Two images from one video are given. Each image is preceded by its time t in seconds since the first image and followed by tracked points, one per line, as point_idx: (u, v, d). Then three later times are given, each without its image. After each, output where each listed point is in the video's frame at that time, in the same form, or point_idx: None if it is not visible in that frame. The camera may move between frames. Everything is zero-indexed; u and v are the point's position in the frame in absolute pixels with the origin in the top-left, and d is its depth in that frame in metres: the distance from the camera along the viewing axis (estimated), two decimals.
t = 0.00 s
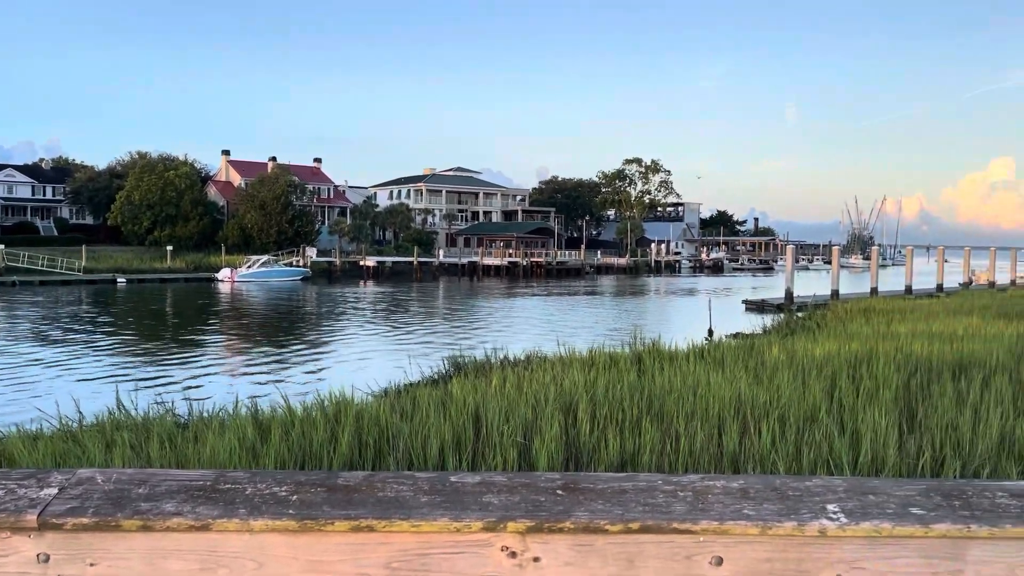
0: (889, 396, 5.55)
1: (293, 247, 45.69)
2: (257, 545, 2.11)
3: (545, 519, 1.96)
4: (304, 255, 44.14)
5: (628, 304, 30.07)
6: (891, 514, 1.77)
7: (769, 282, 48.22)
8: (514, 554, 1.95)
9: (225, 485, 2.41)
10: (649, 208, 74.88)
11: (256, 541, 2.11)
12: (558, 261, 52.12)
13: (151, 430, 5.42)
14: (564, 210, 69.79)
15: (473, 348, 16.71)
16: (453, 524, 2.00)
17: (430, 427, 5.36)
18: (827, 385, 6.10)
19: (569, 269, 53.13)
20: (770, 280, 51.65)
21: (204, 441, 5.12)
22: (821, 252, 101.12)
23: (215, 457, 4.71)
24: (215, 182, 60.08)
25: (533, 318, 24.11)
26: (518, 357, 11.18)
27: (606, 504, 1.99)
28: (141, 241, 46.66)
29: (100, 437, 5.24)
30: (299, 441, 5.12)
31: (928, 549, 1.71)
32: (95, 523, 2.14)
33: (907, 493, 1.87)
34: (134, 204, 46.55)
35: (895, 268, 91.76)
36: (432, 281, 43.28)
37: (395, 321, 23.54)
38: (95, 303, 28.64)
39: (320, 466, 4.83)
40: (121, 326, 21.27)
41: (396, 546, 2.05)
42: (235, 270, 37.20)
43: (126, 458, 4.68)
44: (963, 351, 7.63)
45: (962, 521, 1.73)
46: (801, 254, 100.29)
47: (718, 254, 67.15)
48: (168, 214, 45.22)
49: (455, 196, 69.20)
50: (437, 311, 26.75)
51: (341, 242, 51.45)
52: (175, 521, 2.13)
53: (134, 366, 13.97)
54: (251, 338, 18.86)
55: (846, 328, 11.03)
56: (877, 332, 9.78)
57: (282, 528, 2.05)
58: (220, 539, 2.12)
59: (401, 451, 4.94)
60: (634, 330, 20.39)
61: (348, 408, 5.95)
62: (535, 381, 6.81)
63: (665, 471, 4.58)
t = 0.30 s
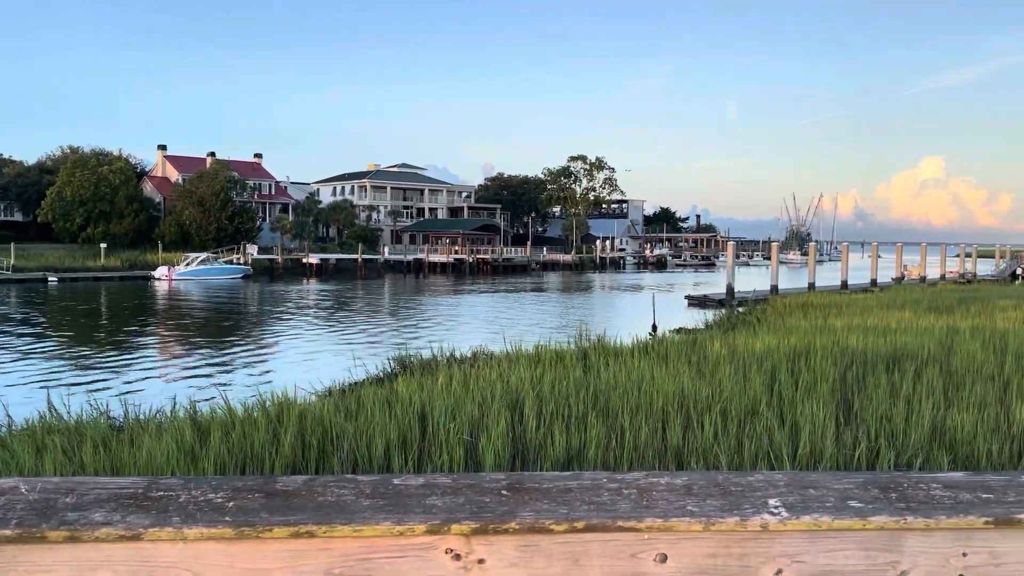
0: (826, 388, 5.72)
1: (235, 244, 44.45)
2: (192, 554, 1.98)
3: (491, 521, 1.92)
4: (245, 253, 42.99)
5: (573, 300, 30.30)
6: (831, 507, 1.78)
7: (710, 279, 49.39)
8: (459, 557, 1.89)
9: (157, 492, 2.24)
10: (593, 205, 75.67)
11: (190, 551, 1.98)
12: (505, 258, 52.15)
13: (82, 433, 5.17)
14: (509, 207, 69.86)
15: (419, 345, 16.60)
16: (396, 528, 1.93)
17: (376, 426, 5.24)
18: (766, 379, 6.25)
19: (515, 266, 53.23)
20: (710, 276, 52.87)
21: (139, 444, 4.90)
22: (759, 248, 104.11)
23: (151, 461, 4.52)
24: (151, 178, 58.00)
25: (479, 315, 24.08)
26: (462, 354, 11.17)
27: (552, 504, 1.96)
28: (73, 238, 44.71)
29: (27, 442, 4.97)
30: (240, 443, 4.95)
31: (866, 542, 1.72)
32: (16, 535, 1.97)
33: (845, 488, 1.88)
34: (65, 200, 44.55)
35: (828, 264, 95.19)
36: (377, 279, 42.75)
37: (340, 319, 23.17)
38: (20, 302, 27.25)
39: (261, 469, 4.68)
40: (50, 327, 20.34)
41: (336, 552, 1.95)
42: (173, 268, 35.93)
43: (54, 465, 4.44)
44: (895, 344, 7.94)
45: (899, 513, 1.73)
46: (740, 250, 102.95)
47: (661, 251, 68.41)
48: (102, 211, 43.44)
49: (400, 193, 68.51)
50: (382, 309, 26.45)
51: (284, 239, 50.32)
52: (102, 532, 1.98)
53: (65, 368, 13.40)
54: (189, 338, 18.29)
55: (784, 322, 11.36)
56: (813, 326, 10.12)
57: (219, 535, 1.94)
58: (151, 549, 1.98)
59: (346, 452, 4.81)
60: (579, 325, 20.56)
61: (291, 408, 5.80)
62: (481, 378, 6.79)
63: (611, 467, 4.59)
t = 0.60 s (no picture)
0: (765, 382, 5.88)
1: (172, 241, 42.88)
2: (122, 565, 1.87)
3: (437, 523, 1.87)
4: (183, 250, 41.53)
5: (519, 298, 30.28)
6: (774, 502, 1.80)
7: (652, 276, 50.31)
8: (405, 561, 1.84)
9: (88, 499, 2.10)
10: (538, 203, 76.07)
11: (121, 560, 1.87)
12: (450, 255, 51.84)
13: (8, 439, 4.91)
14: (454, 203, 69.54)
15: (364, 343, 16.36)
16: (338, 533, 1.86)
17: (319, 425, 5.11)
18: (708, 374, 6.38)
19: (460, 264, 52.98)
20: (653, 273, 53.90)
21: (70, 448, 4.68)
22: (699, 245, 106.62)
23: (83, 465, 4.31)
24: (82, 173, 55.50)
25: (425, 313, 23.89)
26: (409, 352, 11.07)
27: (499, 504, 1.93)
28: None
29: None
30: (178, 444, 4.77)
31: (808, 535, 1.75)
32: None
33: (788, 482, 1.91)
34: None
35: (764, 261, 98.23)
36: (320, 277, 41.90)
37: (281, 318, 22.63)
38: None
39: (200, 472, 4.51)
40: None
41: (275, 559, 1.87)
42: (107, 266, 34.39)
43: None
44: (830, 339, 8.22)
45: (839, 506, 1.75)
46: (680, 247, 105.21)
47: (605, 249, 69.19)
48: (30, 207, 41.37)
49: (344, 190, 67.38)
50: (326, 308, 25.94)
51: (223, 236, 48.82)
52: (29, 542, 1.85)
53: None
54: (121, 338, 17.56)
55: (725, 318, 11.65)
56: (752, 322, 10.41)
57: (154, 543, 1.84)
58: (83, 559, 1.86)
59: (288, 452, 4.66)
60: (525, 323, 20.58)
61: (231, 409, 5.62)
62: (426, 376, 6.72)
63: (556, 463, 4.58)
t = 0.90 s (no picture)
0: (707, 378, 6.02)
1: (106, 238, 41.16)
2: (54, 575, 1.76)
3: (383, 527, 1.82)
4: (117, 247, 39.88)
5: (466, 296, 30.18)
6: (718, 498, 1.81)
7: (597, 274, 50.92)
8: (348, 565, 1.78)
9: (15, 506, 1.96)
10: (484, 201, 76.05)
11: (52, 570, 1.76)
12: (395, 253, 51.29)
13: None
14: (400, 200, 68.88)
15: (308, 343, 16.03)
16: (282, 536, 1.79)
17: (261, 427, 4.97)
18: (651, 370, 6.48)
19: (405, 262, 52.48)
20: (598, 272, 54.57)
21: None
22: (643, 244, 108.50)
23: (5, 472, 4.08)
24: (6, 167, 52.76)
25: (369, 312, 23.61)
26: (354, 351, 10.91)
27: (445, 504, 1.90)
28: None
29: None
30: (111, 448, 4.55)
31: (750, 531, 1.77)
32: None
33: (731, 477, 1.93)
34: None
35: (705, 259, 100.65)
36: (261, 275, 40.88)
37: (221, 317, 21.99)
38: None
39: (135, 477, 4.31)
40: None
41: (217, 565, 1.79)
42: (36, 264, 32.78)
43: None
44: (768, 335, 8.48)
45: (780, 500, 1.78)
46: (624, 245, 106.85)
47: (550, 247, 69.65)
48: None
49: (286, 187, 65.91)
50: (269, 306, 25.35)
51: (160, 234, 47.09)
52: None
53: None
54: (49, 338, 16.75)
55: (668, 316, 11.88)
56: (695, 319, 10.65)
57: (88, 551, 1.74)
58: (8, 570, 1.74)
59: (229, 454, 4.50)
60: (472, 321, 20.52)
61: (169, 410, 5.42)
62: (372, 375, 6.63)
63: (502, 462, 4.57)
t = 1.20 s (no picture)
0: (651, 376, 6.12)
1: (37, 235, 39.28)
2: None
3: (324, 530, 1.74)
4: (49, 244, 38.09)
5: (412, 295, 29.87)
6: (660, 494, 1.77)
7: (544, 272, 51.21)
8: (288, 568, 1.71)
9: None
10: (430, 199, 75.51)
11: None
12: (340, 252, 50.40)
13: None
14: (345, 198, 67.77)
15: (250, 343, 15.60)
16: (218, 541, 1.69)
17: (200, 428, 4.80)
18: (596, 368, 6.54)
19: (350, 260, 51.62)
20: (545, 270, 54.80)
21: None
22: (588, 242, 109.67)
23: None
24: None
25: (312, 311, 23.18)
26: (297, 351, 10.67)
27: (389, 505, 1.82)
28: None
29: None
30: (41, 453, 4.33)
31: (691, 526, 1.74)
32: None
33: (672, 473, 1.87)
34: None
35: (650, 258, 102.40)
36: (201, 273, 39.61)
37: (158, 316, 21.21)
38: None
39: (66, 483, 4.10)
40: None
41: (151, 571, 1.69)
42: None
43: None
44: (710, 333, 8.67)
45: (720, 495, 1.73)
46: (570, 244, 107.74)
47: (497, 246, 69.63)
48: None
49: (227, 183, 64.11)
50: (208, 305, 24.58)
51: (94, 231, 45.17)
52: None
53: None
54: None
55: (614, 314, 12.02)
56: (639, 317, 10.80)
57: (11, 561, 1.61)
58: None
59: (167, 457, 4.33)
60: (418, 319, 20.31)
61: (103, 412, 5.19)
62: (316, 375, 6.50)
63: (448, 462, 4.52)
